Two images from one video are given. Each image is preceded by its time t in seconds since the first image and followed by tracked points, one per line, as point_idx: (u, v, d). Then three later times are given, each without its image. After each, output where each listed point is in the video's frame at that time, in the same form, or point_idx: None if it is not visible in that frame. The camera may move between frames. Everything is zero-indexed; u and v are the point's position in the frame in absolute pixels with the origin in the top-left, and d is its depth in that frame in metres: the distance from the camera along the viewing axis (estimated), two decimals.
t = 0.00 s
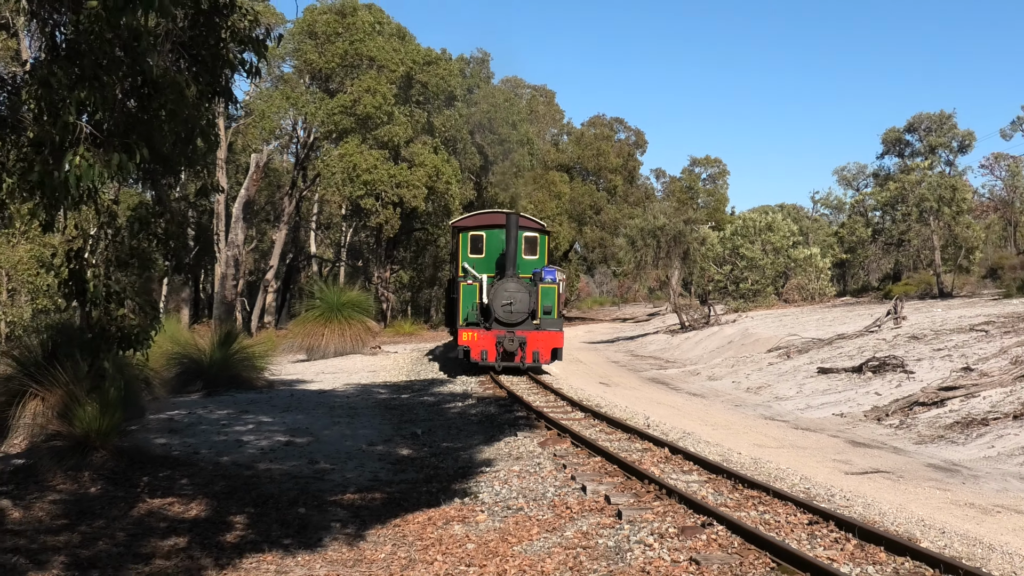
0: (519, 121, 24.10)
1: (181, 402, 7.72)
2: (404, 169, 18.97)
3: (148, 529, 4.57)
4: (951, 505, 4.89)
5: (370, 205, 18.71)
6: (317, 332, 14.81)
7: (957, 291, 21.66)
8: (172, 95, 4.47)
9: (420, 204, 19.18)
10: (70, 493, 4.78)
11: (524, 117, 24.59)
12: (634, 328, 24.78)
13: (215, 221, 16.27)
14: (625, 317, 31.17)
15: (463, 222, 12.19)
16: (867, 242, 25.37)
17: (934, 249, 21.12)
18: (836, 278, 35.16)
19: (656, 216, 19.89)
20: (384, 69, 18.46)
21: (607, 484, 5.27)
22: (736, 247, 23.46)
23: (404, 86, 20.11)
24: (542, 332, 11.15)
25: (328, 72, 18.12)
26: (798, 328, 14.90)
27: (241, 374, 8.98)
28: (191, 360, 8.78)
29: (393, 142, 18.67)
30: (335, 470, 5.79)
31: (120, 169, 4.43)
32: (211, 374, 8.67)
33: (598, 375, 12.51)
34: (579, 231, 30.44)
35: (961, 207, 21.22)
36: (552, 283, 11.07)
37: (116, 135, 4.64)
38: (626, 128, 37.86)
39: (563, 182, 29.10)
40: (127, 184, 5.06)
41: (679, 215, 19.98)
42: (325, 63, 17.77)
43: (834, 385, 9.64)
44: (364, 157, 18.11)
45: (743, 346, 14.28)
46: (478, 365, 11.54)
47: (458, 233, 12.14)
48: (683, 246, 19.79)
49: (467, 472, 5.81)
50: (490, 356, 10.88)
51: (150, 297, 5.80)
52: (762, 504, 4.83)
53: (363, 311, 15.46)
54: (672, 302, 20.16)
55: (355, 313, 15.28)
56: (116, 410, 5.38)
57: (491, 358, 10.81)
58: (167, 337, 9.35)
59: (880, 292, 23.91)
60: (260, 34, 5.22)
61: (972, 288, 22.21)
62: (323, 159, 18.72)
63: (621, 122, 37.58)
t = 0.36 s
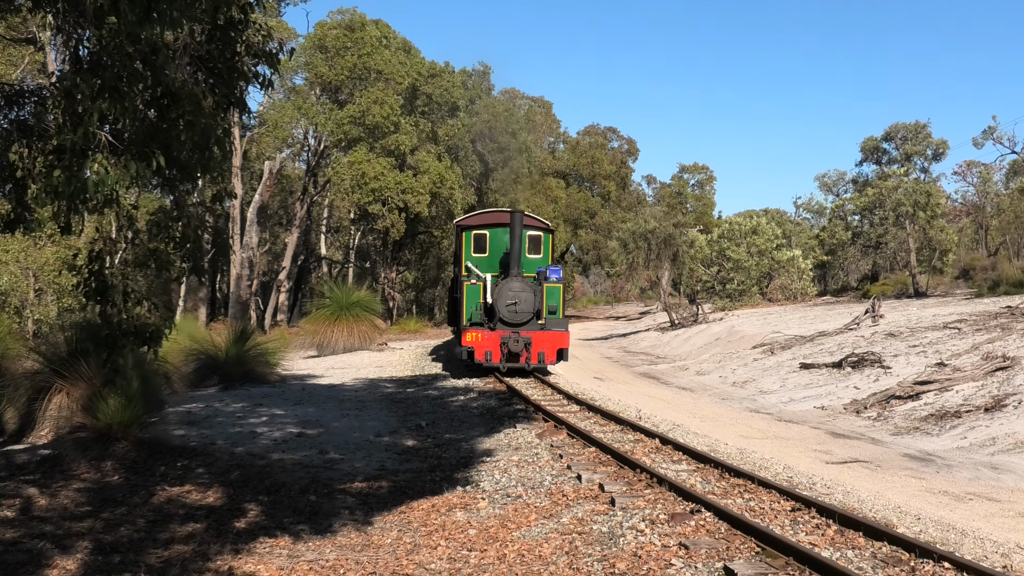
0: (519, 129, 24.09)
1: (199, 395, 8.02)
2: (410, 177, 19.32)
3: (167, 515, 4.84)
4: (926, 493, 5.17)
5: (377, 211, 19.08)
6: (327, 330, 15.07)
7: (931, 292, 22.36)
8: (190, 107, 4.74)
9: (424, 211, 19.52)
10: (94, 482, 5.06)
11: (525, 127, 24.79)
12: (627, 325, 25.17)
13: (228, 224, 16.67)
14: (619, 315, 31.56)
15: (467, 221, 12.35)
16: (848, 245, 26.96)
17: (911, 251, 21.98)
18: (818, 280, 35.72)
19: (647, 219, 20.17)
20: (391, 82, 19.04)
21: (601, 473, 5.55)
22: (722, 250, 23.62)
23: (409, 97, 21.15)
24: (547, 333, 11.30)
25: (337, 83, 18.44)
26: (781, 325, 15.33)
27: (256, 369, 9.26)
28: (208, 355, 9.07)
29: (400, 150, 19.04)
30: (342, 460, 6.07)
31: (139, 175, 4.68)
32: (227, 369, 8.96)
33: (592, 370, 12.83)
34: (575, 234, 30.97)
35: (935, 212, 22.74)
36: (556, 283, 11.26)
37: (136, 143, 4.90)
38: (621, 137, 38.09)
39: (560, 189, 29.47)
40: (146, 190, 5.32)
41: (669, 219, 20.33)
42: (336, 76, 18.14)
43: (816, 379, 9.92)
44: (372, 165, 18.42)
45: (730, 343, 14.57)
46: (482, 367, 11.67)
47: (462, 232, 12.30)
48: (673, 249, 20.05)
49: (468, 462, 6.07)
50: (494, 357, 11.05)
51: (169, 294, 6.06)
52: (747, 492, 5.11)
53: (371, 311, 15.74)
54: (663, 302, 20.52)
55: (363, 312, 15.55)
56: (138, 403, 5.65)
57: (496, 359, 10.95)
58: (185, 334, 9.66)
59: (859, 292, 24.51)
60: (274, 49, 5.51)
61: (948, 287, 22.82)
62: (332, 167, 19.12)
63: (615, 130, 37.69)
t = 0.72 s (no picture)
0: (514, 139, 25.74)
1: (212, 389, 8.32)
2: (411, 184, 19.55)
3: (183, 503, 5.11)
4: (899, 481, 5.48)
5: (381, 217, 19.45)
6: (334, 327, 15.36)
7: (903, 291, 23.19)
8: (204, 117, 5.03)
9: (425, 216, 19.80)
10: (113, 471, 5.34)
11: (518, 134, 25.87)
12: (616, 323, 25.63)
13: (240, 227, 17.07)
14: (610, 313, 31.97)
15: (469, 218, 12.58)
16: (826, 248, 29.18)
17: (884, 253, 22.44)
18: (797, 280, 35.13)
19: (637, 224, 20.56)
20: (395, 94, 19.46)
21: (593, 463, 5.84)
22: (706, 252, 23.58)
23: (411, 109, 21.13)
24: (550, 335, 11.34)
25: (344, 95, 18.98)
26: (763, 323, 15.88)
27: (266, 366, 9.55)
28: (221, 351, 9.34)
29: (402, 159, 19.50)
30: (347, 451, 6.36)
31: (155, 182, 4.93)
32: (239, 365, 9.25)
33: (583, 366, 13.18)
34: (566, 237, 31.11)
35: (908, 216, 23.07)
36: (559, 282, 11.46)
37: (152, 151, 5.16)
38: (611, 146, 38.62)
39: (553, 196, 30.01)
40: (162, 195, 5.59)
41: (657, 223, 20.78)
42: (341, 87, 18.75)
43: (795, 375, 10.24)
44: (376, 173, 18.78)
45: (712, 341, 14.91)
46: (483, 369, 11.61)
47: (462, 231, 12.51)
48: (661, 251, 20.38)
49: (467, 452, 6.36)
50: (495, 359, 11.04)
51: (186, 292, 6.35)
52: (730, 481, 5.41)
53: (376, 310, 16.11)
54: (651, 302, 20.94)
55: (369, 311, 15.92)
56: (154, 396, 5.95)
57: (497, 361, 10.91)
58: (199, 333, 9.97)
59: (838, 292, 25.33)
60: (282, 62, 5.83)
61: (917, 288, 23.49)
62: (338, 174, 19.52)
63: (605, 141, 38.26)
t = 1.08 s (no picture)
0: (508, 147, 27.63)
1: (222, 384, 8.62)
2: (411, 190, 20.41)
3: (194, 492, 5.40)
4: (871, 471, 5.80)
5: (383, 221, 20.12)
6: (338, 325, 15.66)
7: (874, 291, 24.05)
8: (214, 126, 5.30)
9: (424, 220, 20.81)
10: (128, 462, 5.62)
11: (515, 143, 26.46)
12: (603, 322, 26.08)
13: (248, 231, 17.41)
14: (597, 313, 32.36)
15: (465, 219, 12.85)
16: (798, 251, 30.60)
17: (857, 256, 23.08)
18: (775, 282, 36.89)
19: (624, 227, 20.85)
20: (396, 104, 19.54)
21: (582, 454, 6.16)
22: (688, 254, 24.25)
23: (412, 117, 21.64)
24: (555, 336, 11.12)
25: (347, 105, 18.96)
26: (742, 322, 16.41)
27: (273, 361, 9.85)
28: (232, 347, 9.63)
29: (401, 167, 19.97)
30: (350, 442, 6.66)
31: (170, 189, 5.22)
32: (247, 361, 9.55)
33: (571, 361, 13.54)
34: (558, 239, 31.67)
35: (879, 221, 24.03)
36: (562, 282, 11.26)
37: (164, 159, 5.44)
38: (601, 153, 38.89)
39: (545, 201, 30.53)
40: (174, 199, 5.87)
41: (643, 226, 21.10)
42: (344, 99, 18.55)
43: (773, 370, 10.61)
44: (378, 179, 19.31)
45: (695, 338, 15.37)
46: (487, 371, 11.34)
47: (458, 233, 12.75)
48: (646, 254, 20.76)
49: (464, 443, 6.66)
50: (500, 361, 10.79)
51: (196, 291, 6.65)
52: (712, 470, 5.73)
53: (378, 309, 16.44)
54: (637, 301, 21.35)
55: (371, 310, 16.29)
56: (167, 391, 6.24)
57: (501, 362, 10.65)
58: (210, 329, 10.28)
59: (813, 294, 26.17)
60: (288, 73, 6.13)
61: (889, 289, 24.29)
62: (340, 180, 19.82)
63: (595, 149, 38.54)
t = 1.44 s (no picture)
0: (497, 155, 28.00)
1: (226, 379, 8.92)
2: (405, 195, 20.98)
3: (199, 482, 5.70)
4: (840, 461, 6.15)
5: (378, 225, 20.67)
6: (335, 323, 15.93)
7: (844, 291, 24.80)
8: (219, 134, 5.56)
9: (418, 224, 21.30)
10: (137, 453, 5.91)
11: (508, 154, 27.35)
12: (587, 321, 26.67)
13: (250, 234, 17.73)
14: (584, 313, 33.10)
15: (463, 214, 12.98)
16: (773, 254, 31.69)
17: (828, 259, 23.91)
18: (751, 282, 36.79)
19: (607, 230, 22.04)
20: (391, 114, 19.92)
21: (568, 445, 6.49)
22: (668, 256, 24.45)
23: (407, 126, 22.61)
24: (560, 338, 10.68)
25: (345, 116, 19.38)
26: (719, 319, 17.00)
27: (276, 358, 10.16)
28: (235, 344, 9.91)
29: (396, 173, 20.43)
30: (347, 434, 6.97)
31: (176, 194, 5.49)
32: (251, 358, 9.84)
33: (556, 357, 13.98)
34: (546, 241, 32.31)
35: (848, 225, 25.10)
36: (565, 282, 10.81)
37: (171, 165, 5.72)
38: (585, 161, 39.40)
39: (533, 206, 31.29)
40: (181, 204, 6.16)
41: (626, 229, 22.29)
42: (341, 110, 18.97)
43: (748, 365, 11.10)
44: (374, 185, 19.72)
45: (673, 336, 16.00)
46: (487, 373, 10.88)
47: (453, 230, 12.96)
48: (628, 254, 22.09)
49: (456, 435, 6.98)
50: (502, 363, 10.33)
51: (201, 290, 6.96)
52: (691, 460, 6.07)
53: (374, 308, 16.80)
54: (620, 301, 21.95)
55: (367, 310, 16.58)
56: (173, 386, 6.54)
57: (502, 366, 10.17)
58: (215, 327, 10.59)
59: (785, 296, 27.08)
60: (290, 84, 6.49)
61: (856, 289, 25.12)
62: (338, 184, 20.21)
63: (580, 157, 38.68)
